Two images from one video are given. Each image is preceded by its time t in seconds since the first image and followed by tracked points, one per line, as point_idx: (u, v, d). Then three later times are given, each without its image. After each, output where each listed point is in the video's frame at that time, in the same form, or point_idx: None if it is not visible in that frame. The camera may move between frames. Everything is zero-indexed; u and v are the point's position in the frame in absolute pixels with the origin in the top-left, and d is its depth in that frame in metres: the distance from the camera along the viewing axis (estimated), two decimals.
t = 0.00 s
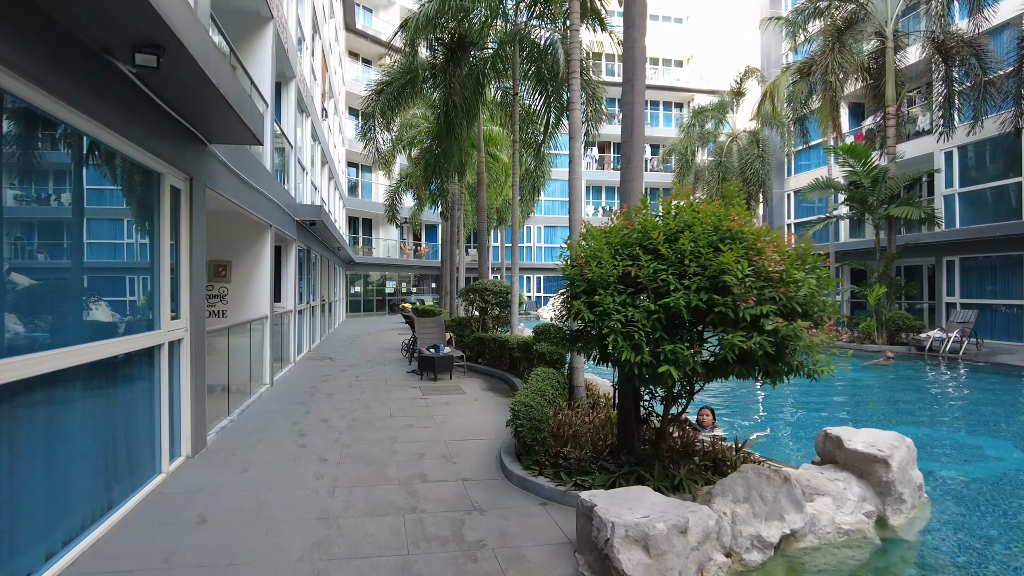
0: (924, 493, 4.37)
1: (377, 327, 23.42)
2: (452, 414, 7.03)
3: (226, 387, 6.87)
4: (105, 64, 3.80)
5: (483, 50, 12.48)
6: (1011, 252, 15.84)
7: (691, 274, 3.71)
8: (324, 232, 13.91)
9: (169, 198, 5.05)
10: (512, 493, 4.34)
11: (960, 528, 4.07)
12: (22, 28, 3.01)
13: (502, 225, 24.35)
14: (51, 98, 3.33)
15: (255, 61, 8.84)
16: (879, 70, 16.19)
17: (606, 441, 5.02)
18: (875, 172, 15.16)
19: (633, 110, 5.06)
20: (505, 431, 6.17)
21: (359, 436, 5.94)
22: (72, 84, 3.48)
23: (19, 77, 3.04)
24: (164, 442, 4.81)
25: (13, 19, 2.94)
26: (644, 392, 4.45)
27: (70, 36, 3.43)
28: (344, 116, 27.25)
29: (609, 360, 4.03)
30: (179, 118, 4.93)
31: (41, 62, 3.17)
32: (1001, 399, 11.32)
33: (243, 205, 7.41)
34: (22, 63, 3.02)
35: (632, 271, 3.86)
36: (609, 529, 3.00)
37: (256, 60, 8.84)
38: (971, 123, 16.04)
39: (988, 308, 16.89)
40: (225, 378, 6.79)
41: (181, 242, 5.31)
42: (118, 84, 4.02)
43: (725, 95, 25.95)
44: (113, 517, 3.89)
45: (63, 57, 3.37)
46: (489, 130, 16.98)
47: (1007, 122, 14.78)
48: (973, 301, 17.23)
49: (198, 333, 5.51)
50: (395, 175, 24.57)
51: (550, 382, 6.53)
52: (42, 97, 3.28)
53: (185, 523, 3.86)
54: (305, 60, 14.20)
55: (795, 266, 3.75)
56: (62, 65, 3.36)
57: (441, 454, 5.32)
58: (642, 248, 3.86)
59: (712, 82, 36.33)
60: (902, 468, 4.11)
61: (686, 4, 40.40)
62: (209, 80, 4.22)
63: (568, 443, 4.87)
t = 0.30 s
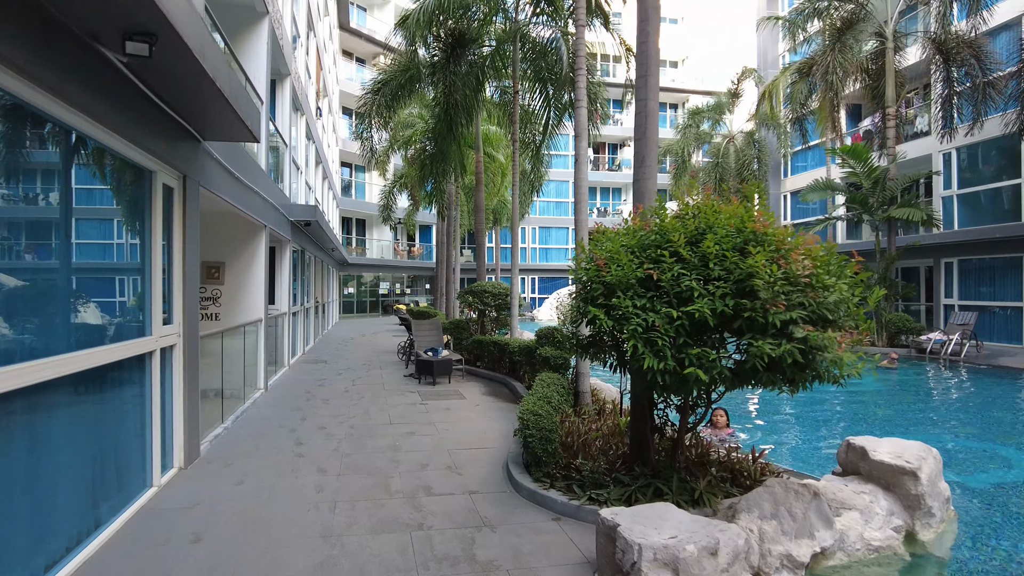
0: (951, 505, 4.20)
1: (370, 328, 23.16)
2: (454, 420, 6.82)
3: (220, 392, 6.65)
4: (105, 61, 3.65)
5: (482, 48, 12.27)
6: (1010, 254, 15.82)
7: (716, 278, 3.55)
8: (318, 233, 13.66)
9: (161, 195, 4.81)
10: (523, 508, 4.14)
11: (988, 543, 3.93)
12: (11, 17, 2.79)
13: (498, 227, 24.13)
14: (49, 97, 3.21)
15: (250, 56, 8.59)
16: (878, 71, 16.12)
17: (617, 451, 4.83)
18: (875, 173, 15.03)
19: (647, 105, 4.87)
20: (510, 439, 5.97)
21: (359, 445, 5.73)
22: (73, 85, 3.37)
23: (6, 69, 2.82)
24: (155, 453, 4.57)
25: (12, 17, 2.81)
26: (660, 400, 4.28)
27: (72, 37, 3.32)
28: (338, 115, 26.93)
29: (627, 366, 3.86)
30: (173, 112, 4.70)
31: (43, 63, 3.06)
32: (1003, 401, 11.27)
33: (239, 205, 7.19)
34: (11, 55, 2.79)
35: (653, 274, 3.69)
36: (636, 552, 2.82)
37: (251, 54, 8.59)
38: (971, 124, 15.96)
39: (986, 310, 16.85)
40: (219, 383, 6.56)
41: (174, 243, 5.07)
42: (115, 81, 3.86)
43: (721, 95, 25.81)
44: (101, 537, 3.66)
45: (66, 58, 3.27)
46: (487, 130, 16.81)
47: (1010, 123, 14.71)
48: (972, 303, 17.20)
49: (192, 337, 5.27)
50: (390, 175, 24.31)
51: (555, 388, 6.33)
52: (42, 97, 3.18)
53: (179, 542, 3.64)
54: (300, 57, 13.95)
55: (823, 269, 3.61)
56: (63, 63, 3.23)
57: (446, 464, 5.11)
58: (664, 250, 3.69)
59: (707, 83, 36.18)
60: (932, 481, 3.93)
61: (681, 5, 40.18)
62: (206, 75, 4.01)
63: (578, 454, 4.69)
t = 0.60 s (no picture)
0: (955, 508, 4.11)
1: (351, 329, 22.84)
2: (442, 423, 6.63)
3: (198, 394, 6.39)
4: (97, 59, 3.72)
5: (468, 43, 12.08)
6: (989, 255, 16.03)
7: (723, 276, 3.47)
8: (299, 231, 13.38)
9: (138, 188, 4.57)
10: (519, 514, 3.97)
11: (993, 548, 3.86)
12: None
13: (481, 226, 23.94)
14: (52, 99, 3.29)
15: (232, 48, 8.33)
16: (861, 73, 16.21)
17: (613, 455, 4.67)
18: (859, 174, 15.09)
19: (646, 99, 4.76)
20: (501, 441, 5.81)
21: (344, 449, 5.52)
22: (62, 79, 3.31)
23: None
24: (130, 460, 4.33)
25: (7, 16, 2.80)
26: (660, 401, 4.16)
27: (47, 20, 3.15)
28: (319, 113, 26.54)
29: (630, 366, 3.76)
30: (150, 100, 4.47)
31: (31, 55, 3.00)
32: (985, 399, 11.38)
33: (219, 200, 6.95)
34: None
35: (657, 271, 3.59)
36: (646, 563, 2.67)
37: (232, 46, 8.33)
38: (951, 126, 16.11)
39: (965, 310, 17.08)
40: (197, 384, 6.31)
41: (151, 241, 4.82)
42: (100, 75, 3.80)
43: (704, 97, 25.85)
44: (70, 552, 3.42)
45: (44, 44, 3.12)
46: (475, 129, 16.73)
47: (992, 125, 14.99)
48: (951, 303, 17.41)
49: (169, 337, 5.04)
50: (371, 173, 23.99)
51: (545, 389, 6.15)
52: (43, 98, 3.23)
53: (156, 555, 3.42)
54: (282, 51, 13.66)
55: (832, 267, 3.53)
56: (63, 64, 3.30)
57: (436, 469, 4.92)
58: (668, 248, 3.60)
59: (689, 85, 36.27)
60: (938, 483, 3.83)
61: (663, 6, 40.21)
62: (188, 59, 3.82)
63: (573, 457, 4.52)
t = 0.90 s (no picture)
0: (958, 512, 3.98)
1: (329, 329, 22.44)
2: (425, 427, 6.40)
3: (168, 398, 6.09)
4: (52, 35, 3.41)
5: (449, 36, 11.81)
6: (966, 254, 16.22)
7: (725, 269, 3.30)
8: (275, 229, 13.04)
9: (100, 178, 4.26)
10: (509, 524, 3.76)
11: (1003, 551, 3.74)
12: None
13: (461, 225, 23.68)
14: (18, 90, 3.16)
15: (204, 36, 8.00)
16: (840, 73, 16.27)
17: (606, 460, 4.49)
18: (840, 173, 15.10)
19: (639, 88, 4.58)
20: (488, 445, 5.59)
21: (323, 455, 5.26)
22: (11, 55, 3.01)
23: None
24: (91, 471, 4.04)
25: None
26: (655, 403, 3.98)
27: None
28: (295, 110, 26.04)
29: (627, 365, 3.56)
30: (111, 83, 4.16)
31: None
32: (964, 396, 11.47)
33: (190, 195, 6.64)
34: None
35: (657, 263, 3.42)
36: None
37: (205, 34, 8.00)
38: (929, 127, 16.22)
39: (943, 308, 17.30)
40: (167, 387, 6.00)
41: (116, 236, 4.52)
42: (61, 62, 3.58)
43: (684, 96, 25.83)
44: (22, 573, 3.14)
45: None
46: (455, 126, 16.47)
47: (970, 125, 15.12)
48: (929, 302, 17.62)
49: (136, 339, 4.74)
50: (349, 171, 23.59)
51: (532, 391, 5.95)
52: None
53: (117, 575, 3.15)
54: (257, 44, 13.28)
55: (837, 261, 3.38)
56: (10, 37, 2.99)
57: (420, 476, 4.70)
58: (668, 239, 3.43)
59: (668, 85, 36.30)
60: (942, 485, 3.70)
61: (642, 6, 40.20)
62: (154, 39, 3.54)
63: (565, 463, 4.34)
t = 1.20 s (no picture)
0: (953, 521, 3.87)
1: (303, 330, 22.04)
2: (402, 434, 6.17)
3: (131, 405, 5.77)
4: None
5: (425, 31, 11.54)
6: (939, 253, 16.44)
7: (720, 269, 3.13)
8: (246, 228, 12.67)
9: (48, 173, 3.93)
10: (492, 540, 3.57)
11: (998, 561, 3.64)
12: None
13: (439, 225, 23.42)
14: None
15: (170, 27, 7.64)
16: (817, 73, 16.33)
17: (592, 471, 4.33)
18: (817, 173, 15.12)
19: (625, 81, 4.41)
20: (469, 453, 5.39)
21: (295, 466, 5.01)
22: None
23: None
24: (40, 490, 3.74)
25: None
26: (643, 410, 3.80)
27: None
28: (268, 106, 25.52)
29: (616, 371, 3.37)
30: (58, 70, 3.84)
31: None
32: (938, 393, 11.58)
33: (153, 192, 6.32)
34: None
35: (646, 265, 3.24)
36: None
37: (171, 25, 7.64)
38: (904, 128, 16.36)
39: (917, 308, 17.54)
40: (130, 395, 5.69)
41: (65, 236, 4.20)
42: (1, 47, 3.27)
43: (661, 96, 25.84)
44: None
45: None
46: (433, 123, 16.21)
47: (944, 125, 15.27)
48: (903, 301, 17.86)
49: (92, 345, 4.44)
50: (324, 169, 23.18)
51: (514, 395, 5.75)
52: None
53: None
54: (228, 38, 12.90)
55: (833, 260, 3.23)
56: None
57: (397, 488, 4.48)
58: (658, 238, 3.25)
59: (644, 85, 36.35)
60: (940, 494, 3.58)
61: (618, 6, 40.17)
62: (105, 22, 3.25)
63: (549, 473, 4.16)
